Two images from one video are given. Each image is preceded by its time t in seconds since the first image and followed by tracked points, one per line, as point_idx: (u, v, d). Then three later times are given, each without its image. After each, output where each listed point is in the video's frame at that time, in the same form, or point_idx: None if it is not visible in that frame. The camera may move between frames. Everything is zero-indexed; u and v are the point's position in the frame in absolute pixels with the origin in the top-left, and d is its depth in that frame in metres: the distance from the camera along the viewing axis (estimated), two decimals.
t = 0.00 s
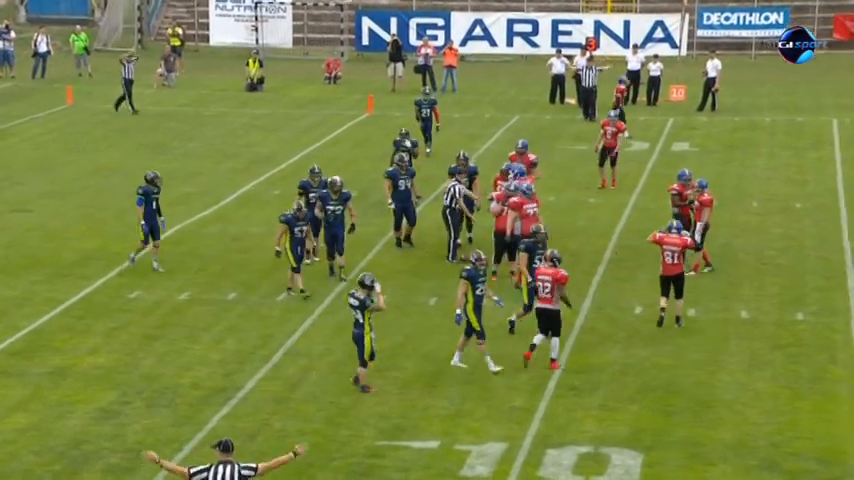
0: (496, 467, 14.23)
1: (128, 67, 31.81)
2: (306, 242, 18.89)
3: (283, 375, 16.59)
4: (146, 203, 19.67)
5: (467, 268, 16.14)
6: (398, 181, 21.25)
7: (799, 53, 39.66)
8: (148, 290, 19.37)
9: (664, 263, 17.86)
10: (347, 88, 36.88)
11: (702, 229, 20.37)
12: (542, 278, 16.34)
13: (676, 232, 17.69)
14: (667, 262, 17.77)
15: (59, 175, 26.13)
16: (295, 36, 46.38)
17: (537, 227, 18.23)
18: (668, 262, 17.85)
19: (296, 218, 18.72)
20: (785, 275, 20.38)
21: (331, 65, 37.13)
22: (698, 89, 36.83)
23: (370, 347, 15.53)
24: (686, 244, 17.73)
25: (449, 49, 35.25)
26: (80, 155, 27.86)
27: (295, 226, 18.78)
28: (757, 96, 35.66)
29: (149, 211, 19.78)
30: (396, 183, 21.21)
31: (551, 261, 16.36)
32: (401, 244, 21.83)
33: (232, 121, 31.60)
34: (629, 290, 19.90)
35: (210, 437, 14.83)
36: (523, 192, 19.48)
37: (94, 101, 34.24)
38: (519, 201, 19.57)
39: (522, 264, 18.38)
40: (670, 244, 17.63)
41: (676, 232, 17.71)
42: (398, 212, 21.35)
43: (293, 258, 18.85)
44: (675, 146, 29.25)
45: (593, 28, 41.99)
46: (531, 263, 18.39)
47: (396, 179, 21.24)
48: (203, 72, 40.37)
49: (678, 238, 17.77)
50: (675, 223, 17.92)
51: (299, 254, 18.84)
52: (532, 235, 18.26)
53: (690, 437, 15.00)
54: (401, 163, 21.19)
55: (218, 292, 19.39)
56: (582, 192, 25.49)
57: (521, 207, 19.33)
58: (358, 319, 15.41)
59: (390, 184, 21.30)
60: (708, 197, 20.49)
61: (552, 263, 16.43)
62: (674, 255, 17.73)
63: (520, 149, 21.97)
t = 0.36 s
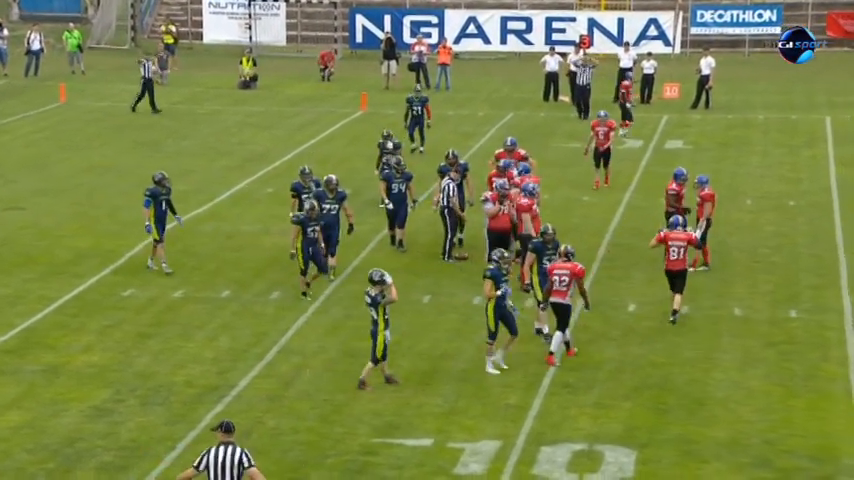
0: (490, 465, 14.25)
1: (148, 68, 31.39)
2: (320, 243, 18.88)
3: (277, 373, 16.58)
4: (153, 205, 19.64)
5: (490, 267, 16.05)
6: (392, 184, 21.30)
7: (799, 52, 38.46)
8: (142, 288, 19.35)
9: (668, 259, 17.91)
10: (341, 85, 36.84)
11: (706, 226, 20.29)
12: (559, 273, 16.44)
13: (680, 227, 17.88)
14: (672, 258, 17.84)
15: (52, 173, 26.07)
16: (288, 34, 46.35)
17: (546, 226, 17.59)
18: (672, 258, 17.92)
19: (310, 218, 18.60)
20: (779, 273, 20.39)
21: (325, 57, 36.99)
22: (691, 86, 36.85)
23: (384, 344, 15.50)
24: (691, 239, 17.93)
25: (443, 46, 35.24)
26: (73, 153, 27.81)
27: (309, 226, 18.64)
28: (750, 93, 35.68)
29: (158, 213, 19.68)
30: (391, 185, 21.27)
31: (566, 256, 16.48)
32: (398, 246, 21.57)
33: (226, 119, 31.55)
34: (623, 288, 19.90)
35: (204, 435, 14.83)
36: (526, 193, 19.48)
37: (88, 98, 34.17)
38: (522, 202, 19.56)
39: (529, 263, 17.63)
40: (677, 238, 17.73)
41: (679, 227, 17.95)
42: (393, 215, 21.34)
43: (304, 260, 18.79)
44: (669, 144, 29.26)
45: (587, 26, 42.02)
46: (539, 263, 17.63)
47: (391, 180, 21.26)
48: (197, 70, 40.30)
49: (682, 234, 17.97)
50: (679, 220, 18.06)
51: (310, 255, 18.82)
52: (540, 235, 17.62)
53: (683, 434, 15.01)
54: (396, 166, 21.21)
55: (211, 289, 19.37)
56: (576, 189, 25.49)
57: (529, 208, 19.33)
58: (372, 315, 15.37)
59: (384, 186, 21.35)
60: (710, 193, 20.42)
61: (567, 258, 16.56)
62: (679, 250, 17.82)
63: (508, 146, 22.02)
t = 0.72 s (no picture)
0: (486, 465, 14.26)
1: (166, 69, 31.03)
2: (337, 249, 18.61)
3: (273, 373, 16.57)
4: (166, 207, 19.27)
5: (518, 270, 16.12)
6: (390, 184, 21.17)
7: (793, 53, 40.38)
8: (137, 288, 19.33)
9: (672, 249, 18.05)
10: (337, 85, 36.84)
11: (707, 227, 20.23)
12: (573, 265, 16.94)
13: (684, 218, 18.04)
14: (676, 248, 17.98)
15: (48, 173, 26.06)
16: (284, 34, 46.41)
17: (555, 229, 17.81)
18: (676, 250, 18.10)
19: (331, 221, 18.43)
20: (775, 273, 20.40)
21: (321, 48, 36.69)
22: (687, 86, 36.87)
23: (404, 339, 15.62)
24: (694, 231, 18.05)
25: (439, 46, 35.25)
26: (69, 153, 27.79)
27: (329, 228, 18.47)
28: (746, 93, 35.71)
29: (170, 214, 19.47)
30: (388, 185, 21.13)
31: (578, 249, 16.98)
32: (389, 247, 21.38)
33: (221, 119, 31.55)
34: (619, 288, 19.88)
35: (200, 436, 14.82)
36: (533, 192, 19.72)
37: (83, 98, 34.17)
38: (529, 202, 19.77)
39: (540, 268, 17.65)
40: (681, 228, 17.92)
41: (683, 219, 18.10)
42: (390, 216, 21.12)
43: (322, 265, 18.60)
44: (665, 144, 29.28)
45: (583, 26, 41.96)
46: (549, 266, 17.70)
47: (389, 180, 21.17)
48: (192, 70, 40.30)
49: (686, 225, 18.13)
50: (682, 212, 18.30)
51: (327, 260, 18.59)
52: (549, 238, 17.82)
53: (679, 434, 15.02)
54: (395, 167, 21.14)
55: (207, 289, 19.35)
56: (572, 189, 25.50)
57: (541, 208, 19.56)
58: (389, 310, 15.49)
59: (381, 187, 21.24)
60: (714, 193, 20.29)
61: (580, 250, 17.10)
62: (683, 241, 17.97)
63: (497, 147, 22.14)
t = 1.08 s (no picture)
0: (482, 464, 14.27)
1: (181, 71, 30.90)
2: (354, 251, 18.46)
3: (269, 373, 16.56)
4: (185, 210, 19.16)
5: (547, 273, 16.06)
6: (386, 190, 20.92)
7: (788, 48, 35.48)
8: (134, 288, 19.31)
9: (683, 245, 18.39)
10: (334, 84, 36.86)
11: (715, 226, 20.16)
12: (594, 261, 17.21)
13: (695, 214, 18.34)
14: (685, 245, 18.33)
15: (45, 172, 26.03)
16: (280, 33, 46.43)
17: (570, 232, 17.12)
18: (686, 245, 18.39)
19: (347, 225, 18.24)
20: (771, 272, 20.42)
21: (317, 46, 36.56)
22: (683, 86, 36.90)
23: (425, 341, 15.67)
24: (704, 227, 18.33)
25: (435, 45, 35.25)
26: (65, 153, 27.76)
27: (345, 233, 18.27)
28: (742, 92, 35.75)
29: (186, 218, 19.20)
30: (385, 191, 20.88)
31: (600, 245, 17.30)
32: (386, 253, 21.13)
33: (218, 118, 31.55)
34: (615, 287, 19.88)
35: (196, 436, 14.82)
36: (539, 189, 19.58)
37: (79, 98, 34.14)
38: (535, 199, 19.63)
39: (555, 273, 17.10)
40: (690, 225, 18.23)
41: (694, 214, 18.39)
42: (388, 221, 20.90)
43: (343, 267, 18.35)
44: (661, 143, 29.31)
45: (579, 25, 42.03)
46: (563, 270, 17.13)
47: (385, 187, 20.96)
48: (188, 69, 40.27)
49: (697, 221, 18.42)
50: (694, 208, 18.57)
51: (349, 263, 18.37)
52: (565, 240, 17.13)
53: (675, 433, 15.02)
54: (391, 172, 20.86)
55: (203, 289, 19.33)
56: (569, 189, 25.52)
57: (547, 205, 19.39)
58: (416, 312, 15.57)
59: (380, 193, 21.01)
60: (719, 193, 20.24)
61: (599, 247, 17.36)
62: (693, 237, 18.29)
63: (496, 146, 21.95)
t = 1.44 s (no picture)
0: (476, 463, 14.28)
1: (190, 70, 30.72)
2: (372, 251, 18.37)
3: (264, 371, 16.55)
4: (194, 213, 19.03)
5: (578, 273, 16.02)
6: (388, 193, 20.40)
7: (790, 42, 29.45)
8: (128, 286, 19.28)
9: (689, 240, 18.82)
10: (328, 82, 36.85)
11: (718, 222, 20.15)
12: (609, 257, 17.10)
13: (699, 209, 18.83)
14: (691, 239, 18.77)
15: (38, 170, 25.99)
16: (274, 31, 46.45)
17: (585, 233, 16.71)
18: (692, 240, 18.83)
19: (364, 225, 18.07)
20: (765, 270, 20.42)
21: (310, 43, 36.46)
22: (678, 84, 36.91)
23: (442, 338, 15.73)
24: (709, 221, 18.85)
25: (429, 43, 35.22)
26: (59, 151, 27.71)
27: (362, 233, 18.13)
28: (736, 90, 35.77)
29: (198, 223, 19.12)
30: (386, 195, 20.36)
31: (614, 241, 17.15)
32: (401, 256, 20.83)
33: (211, 116, 31.49)
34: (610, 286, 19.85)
35: (190, 435, 14.80)
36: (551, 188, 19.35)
37: (72, 96, 34.08)
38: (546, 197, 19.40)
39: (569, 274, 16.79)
40: (696, 220, 18.75)
41: (697, 209, 18.88)
42: (387, 225, 20.53)
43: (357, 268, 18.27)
44: (655, 141, 29.33)
45: (573, 23, 42.00)
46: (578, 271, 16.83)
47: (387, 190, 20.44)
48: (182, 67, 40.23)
49: (702, 216, 18.91)
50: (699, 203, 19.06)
51: (362, 263, 18.29)
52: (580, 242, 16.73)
53: (669, 432, 15.02)
54: (393, 175, 20.33)
55: (197, 287, 19.30)
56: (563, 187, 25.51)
57: (559, 205, 19.14)
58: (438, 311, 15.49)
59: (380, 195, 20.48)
60: (722, 192, 20.31)
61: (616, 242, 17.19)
62: (699, 232, 18.77)
63: (506, 146, 21.99)
